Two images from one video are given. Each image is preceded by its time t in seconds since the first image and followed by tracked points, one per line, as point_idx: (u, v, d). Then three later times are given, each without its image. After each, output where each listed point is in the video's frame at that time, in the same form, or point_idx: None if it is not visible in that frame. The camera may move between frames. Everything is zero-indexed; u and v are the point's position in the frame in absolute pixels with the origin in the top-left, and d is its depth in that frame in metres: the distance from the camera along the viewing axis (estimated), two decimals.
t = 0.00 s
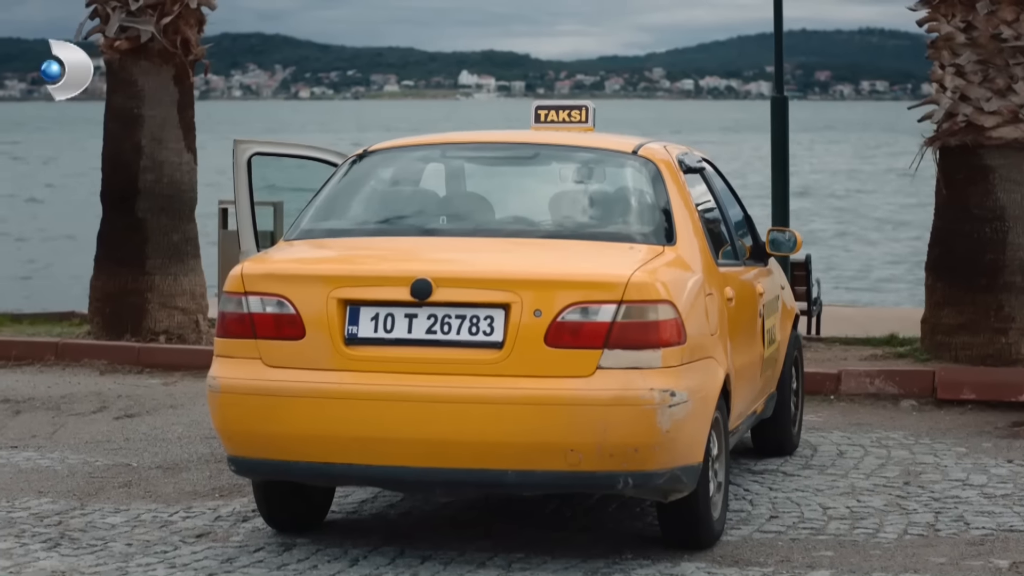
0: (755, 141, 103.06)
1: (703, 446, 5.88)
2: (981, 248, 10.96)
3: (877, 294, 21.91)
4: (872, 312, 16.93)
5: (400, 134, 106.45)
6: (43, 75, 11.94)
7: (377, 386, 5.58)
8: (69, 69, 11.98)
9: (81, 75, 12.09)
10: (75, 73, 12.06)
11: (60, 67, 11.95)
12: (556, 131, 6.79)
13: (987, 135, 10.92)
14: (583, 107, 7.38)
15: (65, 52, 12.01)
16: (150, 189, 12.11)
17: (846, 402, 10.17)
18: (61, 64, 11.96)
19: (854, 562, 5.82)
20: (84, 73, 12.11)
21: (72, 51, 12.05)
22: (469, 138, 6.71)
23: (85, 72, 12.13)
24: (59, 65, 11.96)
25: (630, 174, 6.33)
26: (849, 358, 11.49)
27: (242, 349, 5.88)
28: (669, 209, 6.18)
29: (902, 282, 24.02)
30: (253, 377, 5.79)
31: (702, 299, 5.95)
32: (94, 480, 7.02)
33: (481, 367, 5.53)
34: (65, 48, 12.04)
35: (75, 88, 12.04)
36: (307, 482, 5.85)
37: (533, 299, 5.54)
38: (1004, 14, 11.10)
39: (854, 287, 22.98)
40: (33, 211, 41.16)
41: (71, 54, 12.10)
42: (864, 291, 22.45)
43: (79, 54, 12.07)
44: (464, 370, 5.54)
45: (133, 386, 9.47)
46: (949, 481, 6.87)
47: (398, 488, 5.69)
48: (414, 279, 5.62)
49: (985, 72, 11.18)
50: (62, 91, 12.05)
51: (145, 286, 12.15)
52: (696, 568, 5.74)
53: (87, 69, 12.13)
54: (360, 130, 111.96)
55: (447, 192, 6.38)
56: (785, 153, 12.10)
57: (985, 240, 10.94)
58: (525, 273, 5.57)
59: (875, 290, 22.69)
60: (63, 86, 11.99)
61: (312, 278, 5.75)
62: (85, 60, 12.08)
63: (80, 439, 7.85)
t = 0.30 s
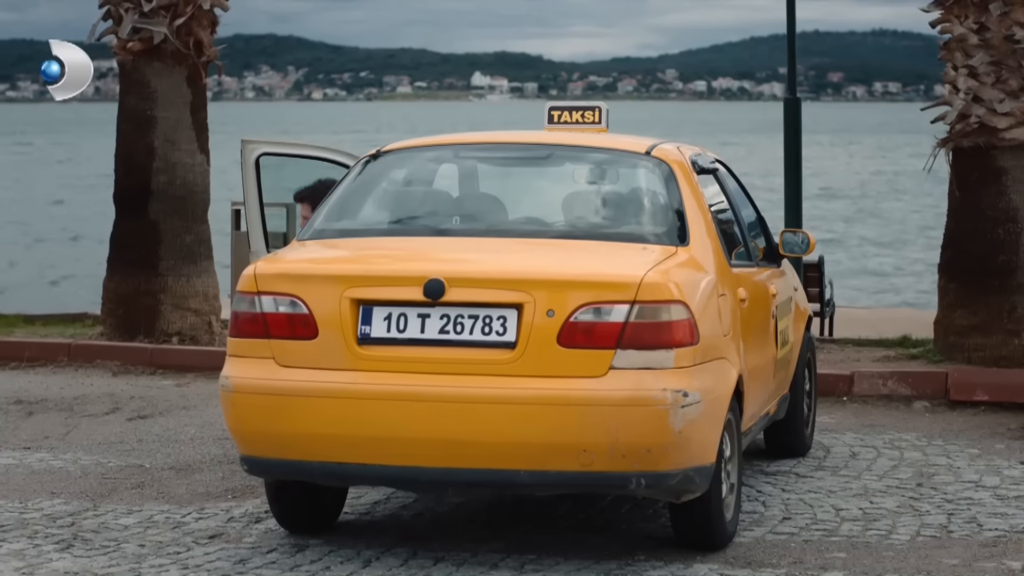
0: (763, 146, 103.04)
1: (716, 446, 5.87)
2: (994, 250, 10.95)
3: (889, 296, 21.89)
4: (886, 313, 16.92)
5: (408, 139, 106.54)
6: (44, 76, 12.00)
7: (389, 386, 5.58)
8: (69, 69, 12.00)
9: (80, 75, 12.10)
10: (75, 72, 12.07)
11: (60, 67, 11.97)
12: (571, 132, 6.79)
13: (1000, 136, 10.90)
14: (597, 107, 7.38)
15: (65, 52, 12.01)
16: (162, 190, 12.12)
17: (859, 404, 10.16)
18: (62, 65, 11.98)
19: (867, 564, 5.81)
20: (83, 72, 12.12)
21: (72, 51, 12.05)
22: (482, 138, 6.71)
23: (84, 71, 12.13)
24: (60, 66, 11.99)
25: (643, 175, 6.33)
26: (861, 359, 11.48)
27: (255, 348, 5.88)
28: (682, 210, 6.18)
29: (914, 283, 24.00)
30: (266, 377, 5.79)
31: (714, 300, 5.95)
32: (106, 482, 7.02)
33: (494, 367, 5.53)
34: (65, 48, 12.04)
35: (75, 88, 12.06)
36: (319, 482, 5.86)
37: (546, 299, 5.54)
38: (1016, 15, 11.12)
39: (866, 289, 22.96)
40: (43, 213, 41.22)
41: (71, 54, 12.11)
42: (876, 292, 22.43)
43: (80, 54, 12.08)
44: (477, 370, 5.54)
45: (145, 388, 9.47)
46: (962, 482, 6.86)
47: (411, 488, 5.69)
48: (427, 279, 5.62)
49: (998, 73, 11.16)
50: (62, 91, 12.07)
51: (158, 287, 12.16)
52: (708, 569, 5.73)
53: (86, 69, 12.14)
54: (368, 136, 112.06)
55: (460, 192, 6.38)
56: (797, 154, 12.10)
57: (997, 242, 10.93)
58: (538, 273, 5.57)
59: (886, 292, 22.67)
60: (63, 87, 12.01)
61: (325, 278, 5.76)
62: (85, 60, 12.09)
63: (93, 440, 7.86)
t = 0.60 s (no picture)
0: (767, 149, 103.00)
1: (726, 449, 5.87)
2: (1004, 252, 10.95)
3: (898, 297, 21.87)
4: (896, 314, 16.91)
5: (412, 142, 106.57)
6: (43, 75, 11.99)
7: (400, 387, 5.58)
8: (69, 68, 12.00)
9: (80, 76, 12.10)
10: (74, 73, 12.06)
11: (59, 67, 11.96)
12: (581, 133, 6.79)
13: (1010, 138, 10.91)
14: (607, 109, 7.38)
15: (65, 52, 12.01)
16: (172, 192, 12.13)
17: (869, 406, 10.16)
18: (61, 65, 11.98)
19: (877, 566, 5.81)
20: (83, 73, 12.12)
21: (71, 51, 12.05)
22: (491, 140, 6.71)
23: (84, 71, 12.14)
24: (59, 66, 11.99)
25: (653, 177, 6.33)
26: (871, 361, 11.48)
27: (265, 349, 5.88)
28: (692, 212, 6.19)
29: (922, 285, 23.97)
30: (276, 377, 5.79)
31: (725, 302, 5.95)
32: (116, 483, 7.02)
33: (505, 369, 5.53)
34: (65, 47, 12.05)
35: (75, 88, 12.06)
36: (329, 483, 5.86)
37: (556, 301, 5.54)
38: None
39: (875, 290, 22.95)
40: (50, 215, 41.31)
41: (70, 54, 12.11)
42: (885, 294, 22.41)
43: (79, 54, 12.08)
44: (487, 372, 5.54)
45: (156, 390, 9.48)
46: (971, 484, 6.86)
47: (420, 490, 5.69)
48: (438, 281, 5.62)
49: (1008, 75, 11.17)
50: (61, 91, 12.07)
51: (167, 289, 12.16)
52: (719, 571, 5.73)
53: (85, 69, 12.15)
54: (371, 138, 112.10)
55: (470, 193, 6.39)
56: (807, 155, 12.10)
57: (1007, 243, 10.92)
58: (549, 275, 5.57)
59: (895, 293, 22.65)
60: (62, 87, 12.01)
61: (336, 279, 5.76)
62: (84, 61, 12.10)
63: (103, 442, 7.86)
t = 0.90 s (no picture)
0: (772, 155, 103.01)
1: (736, 454, 5.87)
2: (1014, 257, 10.95)
3: (908, 303, 21.86)
4: (907, 319, 16.90)
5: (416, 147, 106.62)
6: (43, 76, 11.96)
7: (410, 392, 5.58)
8: (69, 68, 12.00)
9: (79, 75, 12.11)
10: (73, 73, 12.06)
11: (60, 68, 11.95)
12: (593, 138, 6.79)
13: (1020, 143, 10.92)
14: (619, 114, 7.37)
15: (65, 52, 12.02)
16: (183, 198, 12.15)
17: (880, 411, 10.16)
18: (61, 65, 11.97)
19: (888, 571, 5.80)
20: (83, 73, 12.14)
21: (72, 52, 12.06)
22: (502, 145, 6.71)
23: (83, 71, 12.15)
24: (59, 65, 11.96)
25: (664, 182, 6.33)
26: (881, 366, 11.47)
27: (276, 354, 5.88)
28: (703, 216, 6.19)
29: (932, 290, 23.96)
30: (286, 382, 5.79)
31: (735, 307, 5.95)
32: (127, 488, 7.03)
33: (515, 374, 5.53)
34: (65, 48, 12.05)
35: (75, 88, 12.08)
36: (339, 489, 5.86)
37: (567, 306, 5.54)
38: None
39: (885, 295, 22.94)
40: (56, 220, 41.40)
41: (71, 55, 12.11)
42: (896, 299, 22.40)
43: (79, 54, 12.10)
44: (497, 377, 5.54)
45: (166, 395, 9.48)
46: (982, 490, 6.85)
47: (431, 495, 5.69)
48: (448, 286, 5.62)
49: (1020, 81, 11.19)
50: (61, 91, 12.06)
51: (178, 295, 12.16)
52: None
53: (85, 69, 12.16)
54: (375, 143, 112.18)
55: (481, 198, 6.39)
56: (818, 159, 12.10)
57: (1018, 249, 10.92)
58: (559, 280, 5.57)
59: (905, 298, 22.63)
60: (63, 86, 12.00)
61: (346, 284, 5.76)
62: (84, 61, 12.12)
63: (114, 447, 7.86)
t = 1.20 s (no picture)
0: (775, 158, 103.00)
1: (743, 459, 5.87)
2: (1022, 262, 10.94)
3: (914, 307, 21.85)
4: (914, 324, 16.88)
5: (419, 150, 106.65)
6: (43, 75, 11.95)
7: (417, 397, 5.58)
8: (69, 68, 12.00)
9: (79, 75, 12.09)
10: (73, 72, 12.05)
11: (59, 68, 11.95)
12: (600, 143, 6.80)
13: None
14: (625, 119, 7.37)
15: (65, 52, 12.02)
16: (190, 203, 12.15)
17: (887, 416, 10.15)
18: (61, 64, 11.96)
19: None
20: (82, 73, 12.13)
21: (71, 52, 12.05)
22: (509, 150, 6.71)
23: (83, 71, 12.15)
24: (59, 65, 11.95)
25: (671, 187, 6.33)
26: (888, 371, 11.46)
27: (283, 358, 5.89)
28: (710, 221, 6.19)
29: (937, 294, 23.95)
30: (293, 387, 5.79)
31: (743, 312, 5.95)
32: (134, 493, 7.03)
33: (523, 379, 5.53)
34: (65, 48, 12.06)
35: (74, 88, 12.07)
36: (346, 493, 5.86)
37: (574, 311, 5.54)
38: None
39: (891, 300, 22.92)
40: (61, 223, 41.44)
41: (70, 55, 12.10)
42: (902, 303, 22.38)
43: (79, 54, 12.10)
44: (505, 382, 5.54)
45: (174, 399, 9.49)
46: (989, 495, 6.85)
47: (438, 500, 5.69)
48: (456, 290, 5.63)
49: None
50: (61, 91, 12.05)
51: (185, 299, 12.16)
52: None
53: (84, 68, 12.17)
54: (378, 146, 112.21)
55: (488, 203, 6.39)
56: (825, 164, 12.09)
57: None
58: (567, 285, 5.57)
59: (911, 303, 22.62)
60: (62, 87, 12.01)
61: (353, 288, 5.76)
62: (81, 60, 12.12)
63: (121, 452, 7.86)
